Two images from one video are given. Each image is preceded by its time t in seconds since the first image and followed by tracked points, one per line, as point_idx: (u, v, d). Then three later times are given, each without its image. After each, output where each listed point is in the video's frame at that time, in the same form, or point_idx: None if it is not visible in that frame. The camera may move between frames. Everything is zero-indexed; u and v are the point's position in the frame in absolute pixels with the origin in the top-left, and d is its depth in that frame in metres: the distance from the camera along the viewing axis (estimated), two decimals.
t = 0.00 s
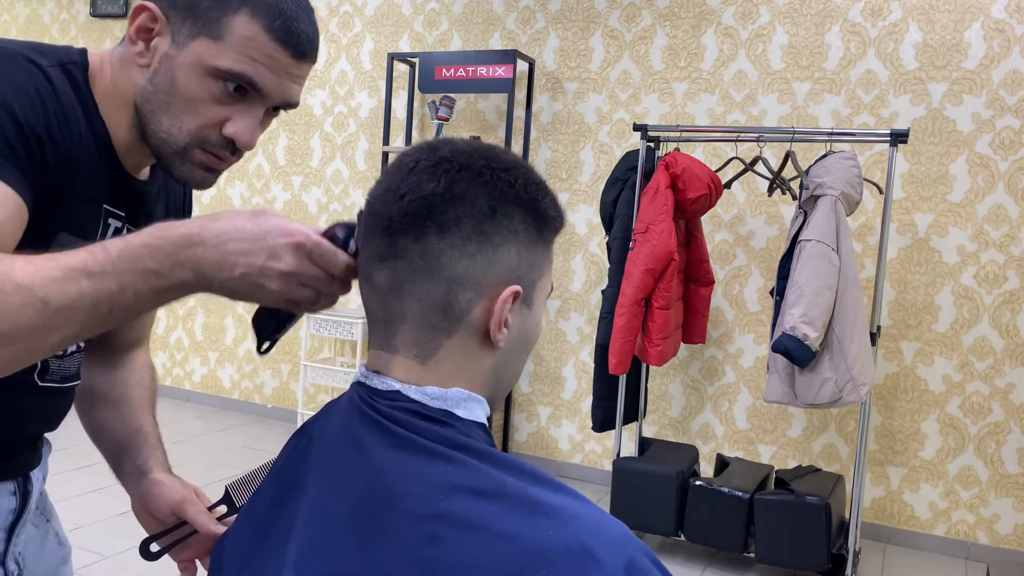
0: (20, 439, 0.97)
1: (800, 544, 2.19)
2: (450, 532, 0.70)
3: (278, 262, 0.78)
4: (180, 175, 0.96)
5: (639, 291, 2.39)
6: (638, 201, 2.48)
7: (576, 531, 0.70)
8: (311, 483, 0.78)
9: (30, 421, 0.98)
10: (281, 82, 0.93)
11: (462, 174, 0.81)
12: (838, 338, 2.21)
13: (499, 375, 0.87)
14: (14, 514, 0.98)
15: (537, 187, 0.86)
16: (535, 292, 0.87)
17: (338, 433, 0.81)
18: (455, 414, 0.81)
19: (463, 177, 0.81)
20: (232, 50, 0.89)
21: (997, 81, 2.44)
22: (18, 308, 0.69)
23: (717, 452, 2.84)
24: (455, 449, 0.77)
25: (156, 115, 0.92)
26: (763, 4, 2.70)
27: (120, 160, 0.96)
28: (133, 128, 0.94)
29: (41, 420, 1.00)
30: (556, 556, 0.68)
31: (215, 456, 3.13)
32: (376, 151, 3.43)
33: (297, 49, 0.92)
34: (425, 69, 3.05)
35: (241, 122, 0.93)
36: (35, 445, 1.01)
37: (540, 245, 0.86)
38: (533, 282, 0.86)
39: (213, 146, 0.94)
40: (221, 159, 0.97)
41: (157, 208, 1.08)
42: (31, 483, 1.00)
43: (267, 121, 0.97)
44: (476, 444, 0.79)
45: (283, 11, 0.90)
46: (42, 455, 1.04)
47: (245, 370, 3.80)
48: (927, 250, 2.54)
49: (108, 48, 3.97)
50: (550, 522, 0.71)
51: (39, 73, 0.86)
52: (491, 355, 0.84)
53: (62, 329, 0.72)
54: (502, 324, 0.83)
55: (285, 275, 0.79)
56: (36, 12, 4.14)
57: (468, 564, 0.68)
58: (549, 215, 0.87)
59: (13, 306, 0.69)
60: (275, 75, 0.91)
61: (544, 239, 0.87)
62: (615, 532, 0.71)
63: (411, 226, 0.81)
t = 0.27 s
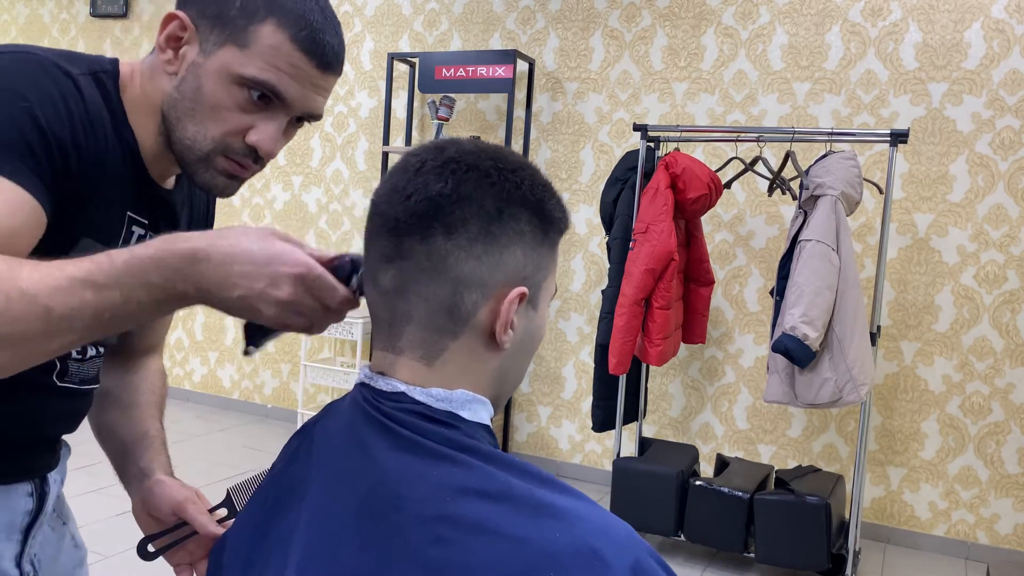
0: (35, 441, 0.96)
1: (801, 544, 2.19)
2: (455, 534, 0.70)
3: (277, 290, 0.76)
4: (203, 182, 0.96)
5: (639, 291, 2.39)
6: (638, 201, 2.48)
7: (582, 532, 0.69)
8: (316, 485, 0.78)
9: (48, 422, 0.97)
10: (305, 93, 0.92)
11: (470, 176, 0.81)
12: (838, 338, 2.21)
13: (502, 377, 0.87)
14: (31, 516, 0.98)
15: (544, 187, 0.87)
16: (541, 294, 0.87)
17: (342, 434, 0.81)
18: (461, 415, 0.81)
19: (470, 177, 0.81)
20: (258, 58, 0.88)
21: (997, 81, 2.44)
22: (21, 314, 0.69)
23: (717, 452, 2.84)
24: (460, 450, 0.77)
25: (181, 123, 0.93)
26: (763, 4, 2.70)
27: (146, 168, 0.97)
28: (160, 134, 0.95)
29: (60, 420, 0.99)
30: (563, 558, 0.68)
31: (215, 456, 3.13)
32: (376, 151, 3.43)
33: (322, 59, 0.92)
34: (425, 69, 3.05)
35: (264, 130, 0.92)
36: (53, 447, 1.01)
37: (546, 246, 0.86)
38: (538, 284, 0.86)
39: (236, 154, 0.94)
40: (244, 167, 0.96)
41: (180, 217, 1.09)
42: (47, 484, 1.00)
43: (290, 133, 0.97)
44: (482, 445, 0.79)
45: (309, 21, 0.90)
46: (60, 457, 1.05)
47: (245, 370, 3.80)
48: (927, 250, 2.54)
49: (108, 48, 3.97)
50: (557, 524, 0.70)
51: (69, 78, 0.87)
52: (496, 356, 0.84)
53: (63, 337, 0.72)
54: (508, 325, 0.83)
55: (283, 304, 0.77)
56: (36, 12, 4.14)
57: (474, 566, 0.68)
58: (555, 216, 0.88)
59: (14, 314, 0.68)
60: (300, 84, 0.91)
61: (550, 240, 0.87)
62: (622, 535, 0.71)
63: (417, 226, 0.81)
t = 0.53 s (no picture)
0: (57, 436, 0.97)
1: (801, 544, 2.19)
2: (452, 534, 0.69)
3: (284, 292, 0.78)
4: (224, 185, 0.97)
5: (639, 291, 2.39)
6: (638, 201, 2.48)
7: (582, 532, 0.68)
8: (316, 486, 0.78)
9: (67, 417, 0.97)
10: (325, 99, 0.93)
11: (464, 175, 0.81)
12: (838, 337, 2.21)
13: (500, 376, 0.86)
14: (49, 511, 0.98)
15: (539, 185, 0.87)
16: (537, 292, 0.87)
17: (342, 435, 0.81)
18: (459, 415, 0.81)
19: (465, 176, 0.81)
20: (279, 65, 0.90)
21: (997, 81, 2.44)
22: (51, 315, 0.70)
23: (717, 452, 2.84)
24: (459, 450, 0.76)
25: (205, 129, 0.94)
26: (763, 4, 2.70)
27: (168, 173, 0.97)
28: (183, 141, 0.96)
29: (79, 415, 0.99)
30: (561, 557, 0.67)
31: (215, 455, 3.13)
32: (376, 151, 3.43)
33: (341, 68, 0.93)
34: (425, 69, 3.05)
35: (284, 135, 0.93)
36: (72, 445, 1.01)
37: (542, 245, 0.86)
38: (534, 282, 0.85)
39: (257, 157, 0.95)
40: (264, 171, 0.97)
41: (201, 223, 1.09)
42: (65, 481, 1.00)
43: (310, 139, 0.98)
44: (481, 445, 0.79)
45: (329, 30, 0.91)
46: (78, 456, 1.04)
47: (245, 370, 3.80)
48: (927, 250, 2.54)
49: (108, 48, 3.97)
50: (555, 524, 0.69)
51: (98, 85, 0.87)
52: (494, 355, 0.84)
53: (87, 336, 0.73)
54: (506, 324, 0.83)
55: (290, 304, 0.79)
56: (36, 12, 4.13)
57: (473, 565, 0.68)
58: (551, 214, 0.88)
59: (45, 312, 0.69)
60: (319, 90, 0.92)
61: (546, 238, 0.87)
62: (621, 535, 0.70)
63: (413, 226, 0.81)
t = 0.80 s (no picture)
0: (68, 434, 0.97)
1: (802, 543, 2.19)
2: (452, 535, 0.69)
3: (323, 288, 0.85)
4: (244, 195, 0.98)
5: (639, 291, 2.39)
6: (638, 201, 2.48)
7: (581, 532, 0.68)
8: (317, 486, 0.78)
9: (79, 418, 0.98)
10: (337, 110, 0.93)
11: (460, 174, 0.81)
12: (838, 337, 2.21)
13: (498, 375, 0.86)
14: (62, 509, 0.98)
15: (534, 184, 0.87)
16: (534, 290, 0.86)
17: (342, 436, 0.80)
18: (458, 415, 0.81)
19: (461, 176, 0.81)
20: (294, 77, 0.90)
21: (997, 81, 2.44)
22: (132, 339, 0.77)
23: (717, 452, 2.83)
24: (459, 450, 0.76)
25: (224, 142, 0.94)
26: (763, 4, 2.70)
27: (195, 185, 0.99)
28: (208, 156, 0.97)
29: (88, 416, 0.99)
30: (559, 557, 0.67)
31: (215, 455, 3.13)
32: (376, 151, 3.44)
33: (353, 79, 0.93)
34: (425, 69, 3.04)
35: (299, 145, 0.93)
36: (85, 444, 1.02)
37: (539, 243, 0.86)
38: (532, 280, 0.85)
39: (272, 167, 0.95)
40: (280, 180, 0.97)
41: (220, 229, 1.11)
42: (78, 479, 1.00)
43: (322, 152, 0.98)
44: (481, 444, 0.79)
45: (341, 42, 0.91)
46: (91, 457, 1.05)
47: (245, 370, 3.80)
48: (927, 250, 2.54)
49: (108, 48, 3.98)
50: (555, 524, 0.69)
51: (134, 103, 0.89)
52: (492, 354, 0.84)
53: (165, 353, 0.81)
54: (505, 322, 0.82)
55: (331, 300, 0.86)
56: (36, 12, 4.13)
57: (473, 566, 0.68)
58: (547, 212, 0.87)
59: (128, 339, 0.77)
60: (332, 102, 0.92)
61: (542, 237, 0.86)
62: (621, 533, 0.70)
63: (411, 226, 0.81)
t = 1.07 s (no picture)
0: (65, 436, 0.97)
1: (801, 544, 2.19)
2: (452, 536, 0.70)
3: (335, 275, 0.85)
4: (235, 197, 0.97)
5: (639, 291, 2.39)
6: (638, 201, 2.48)
7: (581, 532, 0.68)
8: (317, 486, 0.78)
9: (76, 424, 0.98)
10: (317, 102, 0.91)
11: (459, 175, 0.82)
12: (838, 337, 2.21)
13: (497, 376, 0.86)
14: (54, 511, 0.98)
15: (534, 186, 0.87)
16: (534, 291, 0.86)
17: (342, 436, 0.80)
18: (457, 415, 0.80)
19: (461, 176, 0.81)
20: (269, 73, 0.89)
21: (997, 81, 2.44)
22: (153, 349, 0.77)
23: (717, 452, 2.83)
24: (459, 451, 0.76)
25: (212, 145, 0.95)
26: (763, 4, 2.70)
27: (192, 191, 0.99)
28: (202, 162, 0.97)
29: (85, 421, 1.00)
30: (558, 558, 0.67)
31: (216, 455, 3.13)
32: (376, 151, 3.44)
33: (331, 69, 0.90)
34: (425, 69, 3.04)
35: (284, 143, 0.92)
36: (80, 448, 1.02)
37: (538, 243, 0.86)
38: (531, 281, 0.85)
39: (260, 166, 0.94)
40: (270, 179, 0.96)
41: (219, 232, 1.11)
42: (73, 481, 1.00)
43: (314, 142, 0.96)
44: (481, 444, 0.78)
45: (317, 35, 0.89)
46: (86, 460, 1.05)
47: (245, 370, 3.80)
48: (927, 250, 2.54)
49: (108, 48, 3.98)
50: (553, 525, 0.69)
51: (137, 114, 0.89)
52: (492, 355, 0.84)
53: (189, 363, 0.80)
54: (503, 323, 0.82)
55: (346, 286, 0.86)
56: (36, 12, 4.13)
57: (473, 566, 0.68)
58: (547, 213, 0.87)
59: (150, 348, 0.76)
60: (311, 95, 0.90)
61: (542, 237, 0.86)
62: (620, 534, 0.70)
63: (410, 226, 0.81)
